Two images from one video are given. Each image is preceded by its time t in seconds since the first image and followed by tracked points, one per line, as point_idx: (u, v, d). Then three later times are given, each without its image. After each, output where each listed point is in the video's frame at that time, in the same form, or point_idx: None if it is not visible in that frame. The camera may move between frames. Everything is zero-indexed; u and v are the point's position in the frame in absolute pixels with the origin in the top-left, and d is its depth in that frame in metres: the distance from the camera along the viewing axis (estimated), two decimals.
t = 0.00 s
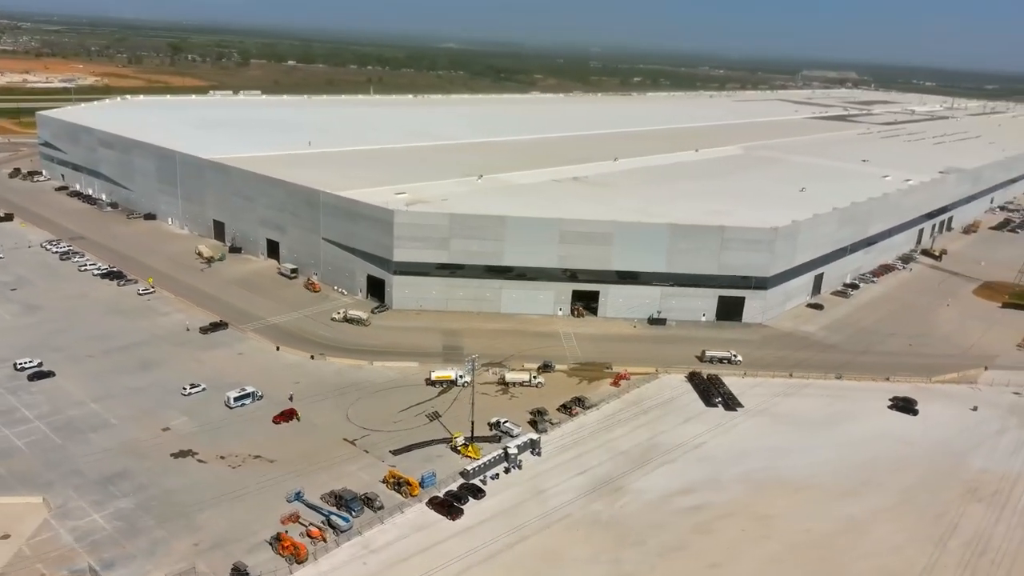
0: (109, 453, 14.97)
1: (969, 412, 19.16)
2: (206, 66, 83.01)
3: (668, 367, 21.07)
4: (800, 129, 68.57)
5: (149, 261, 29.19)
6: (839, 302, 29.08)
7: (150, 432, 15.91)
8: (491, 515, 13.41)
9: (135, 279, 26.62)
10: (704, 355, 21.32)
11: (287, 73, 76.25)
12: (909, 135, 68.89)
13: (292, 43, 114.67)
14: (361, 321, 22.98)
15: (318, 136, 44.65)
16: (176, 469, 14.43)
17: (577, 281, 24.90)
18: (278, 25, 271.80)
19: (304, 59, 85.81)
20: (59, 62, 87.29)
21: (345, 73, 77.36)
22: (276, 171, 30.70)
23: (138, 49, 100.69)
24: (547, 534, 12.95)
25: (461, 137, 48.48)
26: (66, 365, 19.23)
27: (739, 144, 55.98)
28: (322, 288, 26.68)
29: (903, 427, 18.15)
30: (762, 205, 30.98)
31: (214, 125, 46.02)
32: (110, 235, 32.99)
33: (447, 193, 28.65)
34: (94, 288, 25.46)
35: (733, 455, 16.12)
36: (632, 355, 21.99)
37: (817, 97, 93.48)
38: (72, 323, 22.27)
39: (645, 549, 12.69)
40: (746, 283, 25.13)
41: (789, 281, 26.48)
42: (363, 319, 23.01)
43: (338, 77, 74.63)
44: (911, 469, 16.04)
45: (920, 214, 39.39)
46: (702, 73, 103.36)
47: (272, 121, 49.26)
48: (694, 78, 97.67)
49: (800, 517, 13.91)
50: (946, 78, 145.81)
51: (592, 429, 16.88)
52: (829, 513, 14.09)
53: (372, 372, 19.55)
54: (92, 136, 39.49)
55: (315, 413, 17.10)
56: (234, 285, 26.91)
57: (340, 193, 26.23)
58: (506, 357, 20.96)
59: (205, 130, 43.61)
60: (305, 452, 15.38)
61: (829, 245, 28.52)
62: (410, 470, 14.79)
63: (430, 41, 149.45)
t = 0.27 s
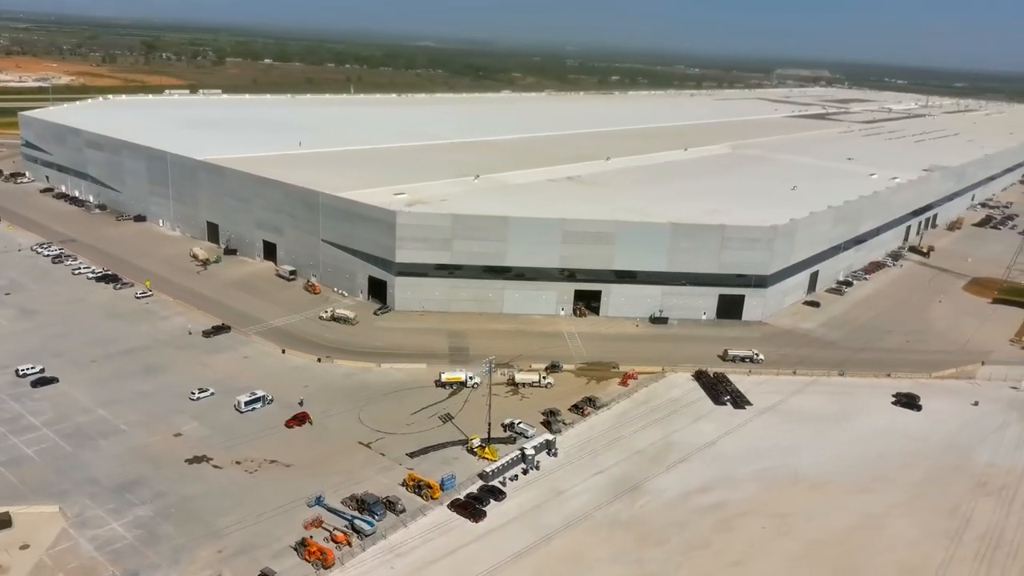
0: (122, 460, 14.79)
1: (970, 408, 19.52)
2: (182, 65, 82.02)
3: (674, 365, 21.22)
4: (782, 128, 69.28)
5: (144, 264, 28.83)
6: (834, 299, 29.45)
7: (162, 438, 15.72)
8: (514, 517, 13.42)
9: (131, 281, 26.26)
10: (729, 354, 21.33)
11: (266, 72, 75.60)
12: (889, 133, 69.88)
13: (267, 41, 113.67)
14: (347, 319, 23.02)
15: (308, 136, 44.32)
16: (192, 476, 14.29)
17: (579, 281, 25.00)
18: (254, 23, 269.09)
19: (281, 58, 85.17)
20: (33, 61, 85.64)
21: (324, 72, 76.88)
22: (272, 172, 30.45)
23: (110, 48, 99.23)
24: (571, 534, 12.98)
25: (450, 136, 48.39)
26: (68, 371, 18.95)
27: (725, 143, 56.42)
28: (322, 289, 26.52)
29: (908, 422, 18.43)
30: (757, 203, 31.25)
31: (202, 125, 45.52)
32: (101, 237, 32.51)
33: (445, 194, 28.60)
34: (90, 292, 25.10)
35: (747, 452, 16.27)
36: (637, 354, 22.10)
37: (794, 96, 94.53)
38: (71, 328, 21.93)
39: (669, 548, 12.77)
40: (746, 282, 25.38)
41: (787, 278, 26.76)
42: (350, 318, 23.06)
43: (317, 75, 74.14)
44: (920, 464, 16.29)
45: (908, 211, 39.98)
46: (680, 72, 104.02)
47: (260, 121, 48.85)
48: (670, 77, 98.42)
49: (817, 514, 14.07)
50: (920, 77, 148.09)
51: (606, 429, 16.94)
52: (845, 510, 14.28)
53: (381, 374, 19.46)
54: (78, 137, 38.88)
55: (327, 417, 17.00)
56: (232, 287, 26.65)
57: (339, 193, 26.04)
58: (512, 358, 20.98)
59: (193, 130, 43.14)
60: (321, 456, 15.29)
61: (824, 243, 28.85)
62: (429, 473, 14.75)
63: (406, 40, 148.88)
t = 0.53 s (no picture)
0: (137, 467, 14.61)
1: (973, 403, 19.88)
2: (159, 64, 81.05)
3: (681, 365, 21.38)
4: (766, 127, 69.95)
5: (140, 267, 28.49)
6: (830, 297, 29.80)
7: (176, 444, 15.56)
8: (538, 518, 13.47)
9: (129, 285, 25.93)
10: (751, 353, 21.51)
11: (246, 71, 74.97)
12: (871, 132, 70.82)
13: (244, 41, 112.80)
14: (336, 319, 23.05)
15: (298, 136, 43.99)
16: (211, 482, 14.17)
17: (582, 281, 25.07)
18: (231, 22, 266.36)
19: (261, 57, 84.42)
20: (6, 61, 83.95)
21: (305, 71, 76.38)
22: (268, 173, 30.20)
23: (82, 47, 97.98)
24: (595, 535, 13.04)
25: (440, 136, 48.29)
26: (73, 377, 18.67)
27: (713, 142, 56.83)
28: (323, 291, 26.37)
29: (914, 418, 18.72)
30: (753, 203, 31.52)
31: (190, 126, 45.01)
32: (93, 240, 32.05)
33: (445, 194, 28.55)
34: (88, 296, 24.75)
35: (761, 451, 16.43)
36: (643, 354, 22.23)
37: (774, 95, 95.49)
38: (71, 333, 21.61)
39: (694, 547, 12.87)
40: (747, 281, 25.61)
41: (786, 277, 27.04)
42: (339, 318, 23.08)
43: (298, 75, 73.65)
44: (930, 459, 16.56)
45: (897, 209, 40.55)
46: (660, 72, 104.66)
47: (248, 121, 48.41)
48: (649, 76, 99.08)
49: (835, 511, 14.24)
50: (896, 75, 150.23)
51: (620, 429, 17.03)
52: (862, 506, 14.47)
53: (391, 377, 19.40)
54: (66, 138, 38.26)
55: (341, 420, 16.92)
56: (231, 290, 26.42)
57: (340, 195, 25.89)
58: (521, 359, 21.02)
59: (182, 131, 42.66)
60: (339, 460, 15.22)
61: (820, 241, 29.17)
62: (448, 475, 14.75)
63: (383, 38, 148.12)
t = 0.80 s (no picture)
0: (154, 474, 14.46)
1: (975, 398, 20.21)
2: (135, 63, 80.05)
3: (688, 364, 21.53)
4: (751, 126, 70.49)
5: (137, 270, 28.15)
6: (827, 294, 30.14)
7: (191, 450, 15.41)
8: (562, 519, 13.51)
9: (127, 289, 25.61)
10: (771, 352, 21.95)
11: (226, 71, 74.25)
12: (853, 130, 71.62)
13: (224, 39, 111.40)
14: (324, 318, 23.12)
15: (290, 137, 43.65)
16: (231, 489, 14.06)
17: (586, 281, 25.15)
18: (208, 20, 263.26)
19: (242, 56, 83.48)
20: None
21: (286, 70, 75.78)
22: (265, 174, 29.92)
23: (57, 46, 96.26)
24: (620, 536, 13.11)
25: (430, 135, 48.15)
26: (79, 383, 18.41)
27: (701, 141, 57.19)
28: (325, 294, 26.22)
29: (920, 414, 19.01)
30: (750, 202, 31.76)
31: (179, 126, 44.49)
32: (86, 243, 31.61)
33: (445, 195, 28.49)
34: (86, 301, 24.41)
35: (774, 449, 16.59)
36: (649, 353, 22.35)
37: (754, 94, 96.31)
38: (73, 338, 21.30)
39: (719, 546, 12.97)
40: (748, 280, 25.82)
41: (785, 275, 27.30)
42: (327, 317, 23.13)
43: (280, 74, 72.98)
44: (939, 455, 16.82)
45: (886, 207, 41.08)
46: (641, 71, 105.12)
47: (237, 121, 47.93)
48: (630, 75, 99.52)
49: (853, 508, 14.42)
50: (872, 74, 152.22)
51: (634, 429, 17.12)
52: (879, 503, 14.67)
53: (401, 379, 19.35)
54: (54, 139, 37.67)
55: (355, 423, 16.85)
56: (232, 293, 26.19)
57: (340, 196, 25.69)
58: (529, 359, 21.07)
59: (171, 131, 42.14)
60: (357, 464, 15.16)
61: (817, 240, 29.47)
62: (469, 477, 14.74)
63: (360, 37, 146.93)
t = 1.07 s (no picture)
0: (171, 481, 14.31)
1: (977, 394, 20.53)
2: (115, 62, 79.00)
3: (694, 363, 21.68)
4: (737, 124, 71.01)
5: (135, 273, 27.84)
6: (823, 292, 30.45)
7: (206, 455, 15.27)
8: (585, 520, 13.56)
9: (126, 292, 25.32)
10: (794, 351, 22.20)
11: (208, 70, 73.52)
12: (838, 128, 72.38)
13: (203, 38, 110.11)
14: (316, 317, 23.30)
15: (281, 137, 43.33)
16: (250, 494, 13.96)
17: (590, 281, 25.22)
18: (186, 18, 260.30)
19: (225, 55, 82.66)
20: None
21: (269, 69, 75.20)
22: (263, 175, 29.67)
23: (32, 44, 94.61)
24: (644, 536, 13.18)
25: (421, 135, 48.01)
26: (86, 389, 18.17)
27: (691, 140, 57.53)
28: (327, 295, 26.09)
29: (925, 410, 19.28)
30: (746, 201, 32.00)
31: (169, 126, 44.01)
32: (80, 245, 31.21)
33: (445, 196, 28.44)
34: (85, 304, 24.09)
35: (787, 447, 16.75)
36: (655, 353, 22.47)
37: (737, 92, 96.99)
38: (75, 343, 21.01)
39: (741, 545, 13.08)
40: (749, 279, 26.02)
41: (785, 274, 27.55)
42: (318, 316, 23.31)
43: (264, 73, 72.31)
44: (947, 450, 17.06)
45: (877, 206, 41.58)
46: (625, 70, 105.45)
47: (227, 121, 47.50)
48: (613, 74, 99.88)
49: (869, 504, 14.60)
50: (850, 73, 154.06)
51: (648, 428, 17.20)
52: (894, 499, 14.85)
53: (411, 381, 19.31)
54: (42, 140, 37.11)
55: (369, 426, 16.78)
56: (232, 295, 25.97)
57: (342, 197, 25.54)
58: (538, 360, 21.12)
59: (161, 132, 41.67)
60: (375, 467, 15.11)
61: (814, 238, 29.76)
62: (488, 479, 14.74)
63: (340, 36, 146.42)
